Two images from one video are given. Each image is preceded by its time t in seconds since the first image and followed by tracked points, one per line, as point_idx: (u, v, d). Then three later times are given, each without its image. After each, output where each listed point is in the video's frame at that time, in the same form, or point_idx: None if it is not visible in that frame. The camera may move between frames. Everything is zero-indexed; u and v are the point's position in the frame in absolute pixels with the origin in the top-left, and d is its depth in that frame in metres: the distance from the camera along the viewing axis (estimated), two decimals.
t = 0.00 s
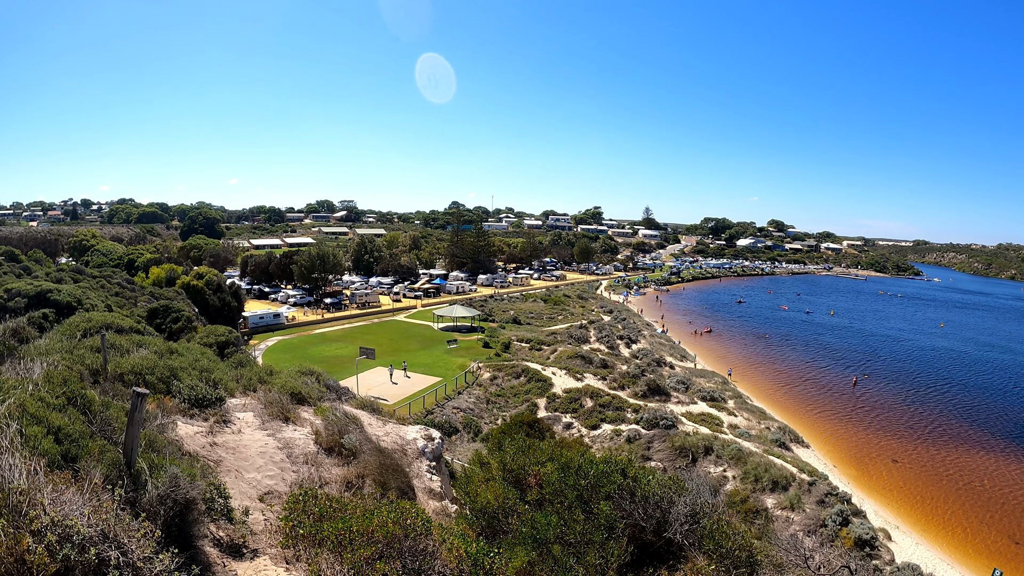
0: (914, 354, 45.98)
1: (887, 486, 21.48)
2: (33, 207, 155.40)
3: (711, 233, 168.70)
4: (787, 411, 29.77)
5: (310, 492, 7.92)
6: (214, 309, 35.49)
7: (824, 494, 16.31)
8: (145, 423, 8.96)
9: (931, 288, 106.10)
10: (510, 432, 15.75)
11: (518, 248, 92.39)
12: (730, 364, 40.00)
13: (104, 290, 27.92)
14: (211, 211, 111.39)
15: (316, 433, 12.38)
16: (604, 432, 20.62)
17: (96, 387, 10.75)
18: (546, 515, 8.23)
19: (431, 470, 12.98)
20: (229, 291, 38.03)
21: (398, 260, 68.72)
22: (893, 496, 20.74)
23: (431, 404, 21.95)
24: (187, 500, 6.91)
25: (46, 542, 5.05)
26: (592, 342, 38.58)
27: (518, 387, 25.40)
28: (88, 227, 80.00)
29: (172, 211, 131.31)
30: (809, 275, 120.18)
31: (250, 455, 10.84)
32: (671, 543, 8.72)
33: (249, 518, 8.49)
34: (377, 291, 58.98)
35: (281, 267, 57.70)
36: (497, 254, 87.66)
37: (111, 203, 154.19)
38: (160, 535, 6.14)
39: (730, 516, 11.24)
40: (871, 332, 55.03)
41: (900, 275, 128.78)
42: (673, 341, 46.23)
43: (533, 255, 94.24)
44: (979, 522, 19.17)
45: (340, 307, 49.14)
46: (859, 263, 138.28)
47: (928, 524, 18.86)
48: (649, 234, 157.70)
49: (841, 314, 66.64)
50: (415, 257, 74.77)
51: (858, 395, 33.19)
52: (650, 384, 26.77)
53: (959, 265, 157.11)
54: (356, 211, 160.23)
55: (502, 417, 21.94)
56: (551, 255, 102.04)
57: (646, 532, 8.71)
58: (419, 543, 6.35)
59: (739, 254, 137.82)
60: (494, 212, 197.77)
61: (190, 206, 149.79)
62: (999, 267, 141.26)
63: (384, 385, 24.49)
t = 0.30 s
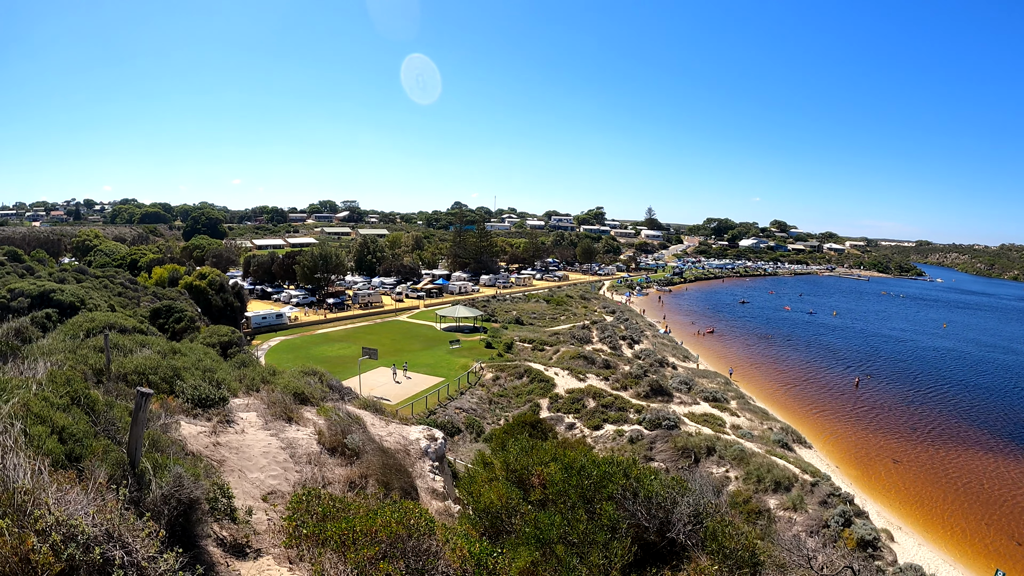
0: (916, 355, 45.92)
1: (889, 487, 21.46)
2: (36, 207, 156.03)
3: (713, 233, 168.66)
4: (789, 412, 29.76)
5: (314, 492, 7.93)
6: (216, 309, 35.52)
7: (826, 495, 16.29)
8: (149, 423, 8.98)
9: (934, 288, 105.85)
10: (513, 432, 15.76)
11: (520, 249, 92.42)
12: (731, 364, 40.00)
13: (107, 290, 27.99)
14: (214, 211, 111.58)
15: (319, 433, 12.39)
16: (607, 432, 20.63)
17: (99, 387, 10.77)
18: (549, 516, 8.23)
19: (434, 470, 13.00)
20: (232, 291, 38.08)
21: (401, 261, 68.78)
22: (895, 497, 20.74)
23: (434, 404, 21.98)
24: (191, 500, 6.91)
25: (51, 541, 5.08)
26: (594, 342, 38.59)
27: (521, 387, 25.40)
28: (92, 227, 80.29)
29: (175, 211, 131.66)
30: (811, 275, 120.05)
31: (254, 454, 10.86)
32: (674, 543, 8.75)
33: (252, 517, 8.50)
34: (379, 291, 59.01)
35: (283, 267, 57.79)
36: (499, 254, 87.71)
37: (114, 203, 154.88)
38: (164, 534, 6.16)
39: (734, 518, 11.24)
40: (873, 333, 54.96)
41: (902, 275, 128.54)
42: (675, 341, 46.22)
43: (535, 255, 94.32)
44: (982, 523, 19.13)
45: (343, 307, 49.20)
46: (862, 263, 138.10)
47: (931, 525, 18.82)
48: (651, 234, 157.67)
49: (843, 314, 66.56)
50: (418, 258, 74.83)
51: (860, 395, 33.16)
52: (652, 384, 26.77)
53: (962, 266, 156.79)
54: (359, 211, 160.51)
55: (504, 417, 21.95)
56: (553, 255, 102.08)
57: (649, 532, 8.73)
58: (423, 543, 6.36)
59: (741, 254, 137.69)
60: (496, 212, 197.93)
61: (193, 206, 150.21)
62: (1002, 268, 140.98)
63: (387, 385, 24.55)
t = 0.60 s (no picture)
0: (918, 354, 45.88)
1: (891, 488, 21.43)
2: (37, 207, 156.18)
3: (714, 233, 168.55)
4: (790, 412, 29.74)
5: (316, 493, 7.94)
6: (218, 309, 35.58)
7: (828, 495, 16.29)
8: (150, 423, 8.99)
9: (936, 288, 105.75)
10: (515, 433, 15.76)
11: (521, 248, 92.46)
12: (732, 365, 39.97)
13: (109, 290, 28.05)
14: (216, 211, 111.71)
15: (321, 433, 12.41)
16: (608, 432, 20.65)
17: (102, 388, 10.80)
18: (551, 516, 8.24)
19: (435, 470, 13.00)
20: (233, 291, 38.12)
21: (402, 261, 68.85)
22: (896, 497, 20.73)
23: (435, 405, 21.99)
24: (193, 500, 6.93)
25: (54, 542, 5.09)
26: (595, 342, 38.60)
27: (522, 387, 25.42)
28: (93, 228, 80.41)
29: (176, 211, 131.84)
30: (812, 275, 119.90)
31: (255, 454, 10.88)
32: (676, 543, 8.74)
33: (254, 518, 8.52)
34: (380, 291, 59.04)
35: (285, 267, 57.82)
36: (500, 254, 87.76)
37: (115, 203, 155.10)
38: (166, 534, 6.18)
39: (737, 519, 11.26)
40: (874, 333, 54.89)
41: (903, 275, 128.30)
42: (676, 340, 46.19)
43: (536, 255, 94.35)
44: (984, 523, 19.12)
45: (344, 307, 49.22)
46: (863, 263, 138.02)
47: (932, 525, 18.80)
48: (652, 233, 157.56)
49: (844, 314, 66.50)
50: (419, 258, 74.86)
51: (861, 395, 33.13)
52: (654, 384, 26.77)
53: (963, 266, 156.51)
54: (360, 212, 160.67)
55: (506, 417, 21.97)
56: (554, 255, 102.11)
57: (651, 532, 8.74)
58: (425, 543, 6.35)
59: (742, 254, 137.56)
60: (497, 211, 198.00)
61: (195, 206, 150.35)
62: (1003, 268, 140.91)
63: (388, 385, 24.58)
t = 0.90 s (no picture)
0: (918, 354, 45.88)
1: (891, 487, 21.42)
2: (37, 207, 156.24)
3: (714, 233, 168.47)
4: (791, 412, 29.73)
5: (317, 492, 7.94)
6: (218, 309, 35.60)
7: (828, 495, 16.30)
8: (151, 423, 9.00)
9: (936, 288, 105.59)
10: (516, 433, 15.74)
11: (521, 248, 92.48)
12: (732, 364, 39.97)
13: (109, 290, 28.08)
14: (216, 211, 111.78)
15: (322, 434, 12.41)
16: (608, 432, 20.65)
17: (102, 388, 10.81)
18: (552, 516, 8.24)
19: (436, 470, 12.99)
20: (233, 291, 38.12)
21: (402, 261, 68.91)
22: (898, 497, 20.69)
23: (435, 405, 21.99)
24: (193, 500, 6.93)
25: (54, 542, 5.09)
26: (595, 342, 38.59)
27: (522, 387, 25.43)
28: (94, 228, 80.52)
29: (176, 211, 131.80)
30: (812, 275, 119.82)
31: (256, 455, 10.88)
32: (677, 543, 8.73)
33: (255, 518, 8.52)
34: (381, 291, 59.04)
35: (285, 267, 57.83)
36: (500, 254, 87.77)
37: (116, 203, 155.31)
38: (167, 534, 6.19)
39: (737, 519, 11.27)
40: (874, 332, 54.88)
41: (904, 275, 128.14)
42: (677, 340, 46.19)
43: (537, 255, 94.33)
44: (985, 523, 19.11)
45: (344, 307, 49.23)
46: (863, 263, 137.89)
47: (932, 525, 18.81)
48: (653, 233, 157.48)
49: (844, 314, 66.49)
50: (419, 258, 74.88)
51: (861, 395, 33.13)
52: (654, 384, 26.79)
53: (964, 265, 156.27)
54: (360, 212, 160.69)
55: (506, 418, 21.97)
56: (554, 255, 102.04)
57: (652, 532, 8.74)
58: (425, 544, 6.35)
59: (742, 254, 137.50)
60: (497, 211, 197.97)
61: (195, 206, 150.24)
62: (1003, 268, 140.79)
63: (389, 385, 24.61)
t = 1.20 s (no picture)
0: (917, 354, 45.90)
1: (890, 487, 21.41)
2: (36, 207, 156.23)
3: (713, 232, 168.47)
4: (790, 411, 29.73)
5: (315, 492, 7.92)
6: (217, 309, 35.58)
7: (827, 494, 16.31)
8: (149, 423, 8.98)
9: (936, 288, 105.52)
10: (514, 432, 15.74)
11: (521, 248, 92.47)
12: (732, 364, 39.98)
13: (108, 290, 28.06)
14: (215, 211, 111.80)
15: (321, 433, 12.40)
16: (607, 432, 20.64)
17: (101, 388, 10.78)
18: (550, 515, 8.24)
19: (435, 470, 12.99)
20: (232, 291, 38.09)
21: (402, 261, 68.92)
22: (899, 498, 20.58)
23: (435, 404, 22.00)
24: (191, 501, 6.91)
25: (51, 543, 5.08)
26: (595, 342, 38.58)
27: (522, 386, 25.41)
28: (93, 228, 80.48)
29: (176, 211, 131.85)
30: (812, 275, 119.80)
31: (255, 455, 10.86)
32: (675, 543, 8.71)
33: (253, 518, 8.50)
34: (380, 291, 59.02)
35: (284, 268, 57.79)
36: (500, 254, 87.72)
37: (114, 203, 155.26)
38: (165, 534, 6.16)
39: (737, 518, 11.25)
40: (873, 332, 54.91)
41: (903, 275, 128.12)
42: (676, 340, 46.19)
43: (536, 255, 94.29)
44: (985, 522, 19.10)
45: (344, 307, 49.20)
46: (862, 263, 137.92)
47: (932, 524, 18.79)
48: (652, 233, 157.53)
49: (843, 313, 66.43)
50: (418, 258, 74.88)
51: (860, 395, 33.14)
52: (653, 383, 26.78)
53: (963, 265, 156.13)
54: (359, 211, 160.68)
55: (505, 417, 21.95)
56: (553, 255, 101.96)
57: (650, 531, 8.72)
58: (424, 544, 6.34)
59: (741, 254, 137.48)
60: (497, 211, 198.02)
61: (194, 206, 150.11)
62: (1002, 267, 140.76)
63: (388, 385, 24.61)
